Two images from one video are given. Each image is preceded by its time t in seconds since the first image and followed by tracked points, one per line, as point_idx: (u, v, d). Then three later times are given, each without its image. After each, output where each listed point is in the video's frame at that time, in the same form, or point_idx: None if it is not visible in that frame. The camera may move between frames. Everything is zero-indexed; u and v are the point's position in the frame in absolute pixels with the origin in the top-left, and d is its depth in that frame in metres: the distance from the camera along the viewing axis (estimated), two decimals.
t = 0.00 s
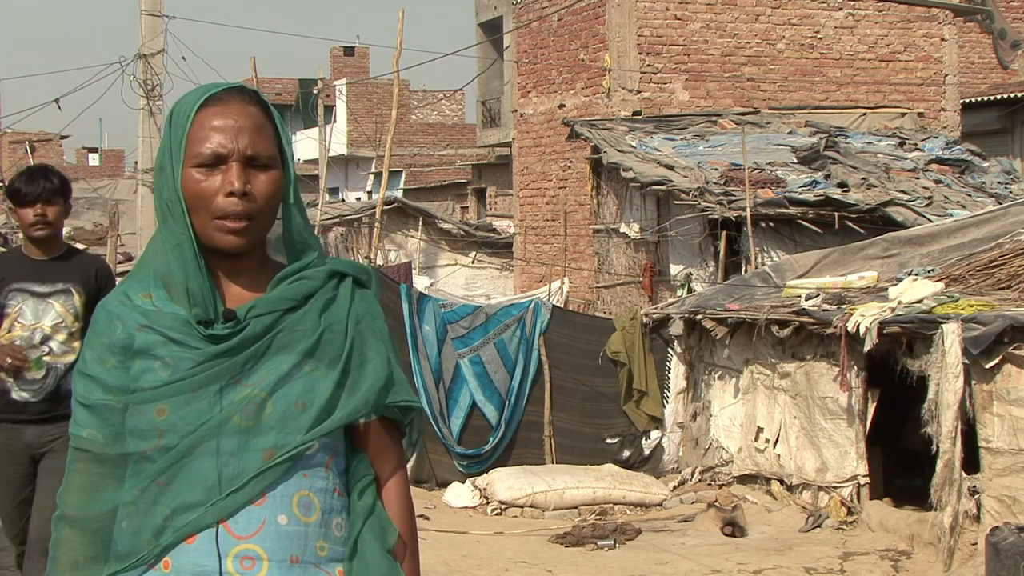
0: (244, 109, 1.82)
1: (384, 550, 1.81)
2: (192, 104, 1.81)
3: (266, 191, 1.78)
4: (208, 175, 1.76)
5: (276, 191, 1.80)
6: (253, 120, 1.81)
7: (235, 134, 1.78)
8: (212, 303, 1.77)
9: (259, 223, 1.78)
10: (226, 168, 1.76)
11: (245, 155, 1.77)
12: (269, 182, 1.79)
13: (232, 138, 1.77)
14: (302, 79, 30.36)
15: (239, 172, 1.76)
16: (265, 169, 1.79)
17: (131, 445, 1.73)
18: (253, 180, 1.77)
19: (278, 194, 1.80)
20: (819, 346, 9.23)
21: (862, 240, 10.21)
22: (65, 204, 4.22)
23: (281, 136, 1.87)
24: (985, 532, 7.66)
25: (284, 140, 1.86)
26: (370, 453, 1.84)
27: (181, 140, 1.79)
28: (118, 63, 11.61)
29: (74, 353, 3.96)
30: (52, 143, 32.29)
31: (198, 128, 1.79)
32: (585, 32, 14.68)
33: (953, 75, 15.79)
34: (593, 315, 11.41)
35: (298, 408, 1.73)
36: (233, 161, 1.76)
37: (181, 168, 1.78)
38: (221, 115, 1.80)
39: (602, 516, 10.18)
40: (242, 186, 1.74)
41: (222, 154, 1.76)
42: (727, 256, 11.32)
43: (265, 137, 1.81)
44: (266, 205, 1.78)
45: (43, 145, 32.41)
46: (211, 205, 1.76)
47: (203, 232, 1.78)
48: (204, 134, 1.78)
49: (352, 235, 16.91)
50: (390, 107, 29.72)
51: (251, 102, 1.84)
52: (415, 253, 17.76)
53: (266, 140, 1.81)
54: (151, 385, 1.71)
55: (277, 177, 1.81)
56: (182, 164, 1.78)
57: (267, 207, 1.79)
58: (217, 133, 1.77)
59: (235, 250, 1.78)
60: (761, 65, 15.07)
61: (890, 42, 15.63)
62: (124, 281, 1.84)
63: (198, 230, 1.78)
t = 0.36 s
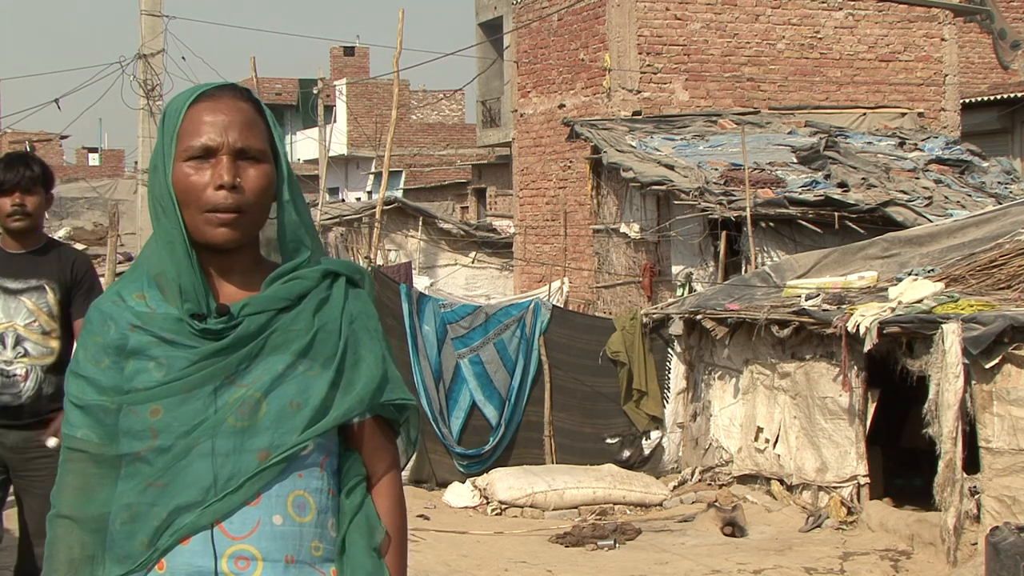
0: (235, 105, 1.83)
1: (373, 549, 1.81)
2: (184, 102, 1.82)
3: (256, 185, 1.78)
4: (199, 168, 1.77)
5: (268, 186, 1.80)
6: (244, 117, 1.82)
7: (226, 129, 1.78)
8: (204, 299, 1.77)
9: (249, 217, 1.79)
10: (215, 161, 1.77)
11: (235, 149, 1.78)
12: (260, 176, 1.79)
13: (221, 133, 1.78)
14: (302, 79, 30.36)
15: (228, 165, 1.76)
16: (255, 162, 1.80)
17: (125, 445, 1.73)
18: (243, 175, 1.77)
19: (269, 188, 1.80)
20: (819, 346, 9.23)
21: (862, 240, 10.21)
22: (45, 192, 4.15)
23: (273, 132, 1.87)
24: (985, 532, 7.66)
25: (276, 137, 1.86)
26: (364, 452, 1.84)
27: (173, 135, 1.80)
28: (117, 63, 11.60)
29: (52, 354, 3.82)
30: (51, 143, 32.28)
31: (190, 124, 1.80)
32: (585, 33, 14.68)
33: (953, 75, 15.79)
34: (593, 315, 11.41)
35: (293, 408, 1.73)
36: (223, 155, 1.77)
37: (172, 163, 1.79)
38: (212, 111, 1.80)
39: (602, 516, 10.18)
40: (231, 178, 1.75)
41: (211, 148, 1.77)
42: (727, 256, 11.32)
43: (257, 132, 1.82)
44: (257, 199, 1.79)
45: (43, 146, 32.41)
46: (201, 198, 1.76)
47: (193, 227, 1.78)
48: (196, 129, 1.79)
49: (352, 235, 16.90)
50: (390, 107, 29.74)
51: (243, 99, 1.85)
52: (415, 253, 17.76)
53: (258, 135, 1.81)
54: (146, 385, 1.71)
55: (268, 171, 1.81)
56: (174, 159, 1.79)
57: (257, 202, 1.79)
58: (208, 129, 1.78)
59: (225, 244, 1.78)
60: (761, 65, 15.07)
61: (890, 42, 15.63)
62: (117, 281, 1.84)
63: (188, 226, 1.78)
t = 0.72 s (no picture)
0: (223, 110, 1.82)
1: (367, 549, 1.81)
2: (172, 107, 1.82)
3: (244, 191, 1.78)
4: (187, 176, 1.77)
5: (256, 191, 1.80)
6: (231, 121, 1.81)
7: (213, 136, 1.78)
8: (196, 304, 1.77)
9: (240, 223, 1.79)
10: (203, 169, 1.76)
11: (222, 156, 1.77)
12: (248, 183, 1.79)
13: (209, 140, 1.78)
14: (302, 79, 30.37)
15: (216, 173, 1.76)
16: (244, 169, 1.80)
17: (119, 447, 1.73)
18: (231, 181, 1.77)
19: (259, 194, 1.80)
20: (819, 346, 9.23)
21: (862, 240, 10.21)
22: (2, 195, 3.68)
23: (261, 136, 1.86)
24: (985, 532, 7.66)
25: (265, 140, 1.86)
26: (357, 451, 1.84)
27: (161, 143, 1.80)
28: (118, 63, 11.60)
29: (9, 370, 3.53)
30: (52, 143, 32.30)
31: (178, 130, 1.80)
32: (585, 33, 14.67)
33: (953, 75, 15.80)
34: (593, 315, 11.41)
35: (285, 408, 1.73)
36: (210, 164, 1.77)
37: (161, 170, 1.79)
38: (200, 116, 1.80)
39: (602, 516, 10.18)
40: (219, 187, 1.74)
41: (199, 156, 1.77)
42: (727, 256, 11.32)
43: (245, 137, 1.82)
44: (246, 205, 1.78)
45: (43, 146, 32.45)
46: (189, 207, 1.76)
47: (183, 234, 1.78)
48: (183, 136, 1.79)
49: (352, 235, 16.91)
50: (390, 108, 29.76)
51: (231, 103, 1.84)
52: (415, 253, 17.72)
53: (246, 141, 1.81)
54: (138, 386, 1.72)
55: (257, 177, 1.81)
56: (162, 166, 1.79)
57: (247, 207, 1.79)
58: (195, 136, 1.78)
59: (214, 251, 1.78)
60: (761, 65, 15.07)
61: (890, 42, 15.63)
62: (109, 284, 1.85)
63: (178, 233, 1.79)
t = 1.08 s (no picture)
0: (219, 109, 1.82)
1: (363, 548, 1.81)
2: (167, 105, 1.81)
3: (242, 190, 1.79)
4: (183, 175, 1.77)
5: (253, 190, 1.81)
6: (227, 120, 1.82)
7: (210, 134, 1.79)
8: (190, 304, 1.77)
9: (236, 222, 1.79)
10: (200, 167, 1.77)
11: (220, 155, 1.78)
12: (245, 181, 1.80)
13: (206, 138, 1.78)
14: (302, 79, 30.39)
15: (214, 172, 1.76)
16: (241, 168, 1.80)
17: (113, 447, 1.73)
18: (229, 180, 1.78)
19: (255, 193, 1.81)
20: (819, 346, 9.23)
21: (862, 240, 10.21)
22: None
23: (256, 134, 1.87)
24: (985, 532, 7.66)
25: (260, 140, 1.87)
26: (352, 450, 1.84)
27: (156, 141, 1.80)
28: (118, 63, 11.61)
29: None
30: (52, 143, 32.33)
31: (173, 128, 1.80)
32: (585, 33, 14.68)
33: (953, 75, 15.80)
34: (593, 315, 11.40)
35: (279, 407, 1.74)
36: (208, 162, 1.77)
37: (156, 168, 1.79)
38: (196, 115, 1.80)
39: (602, 516, 10.18)
40: (217, 185, 1.75)
41: (196, 155, 1.77)
42: (727, 256, 11.32)
43: (241, 137, 1.82)
44: (243, 204, 1.79)
45: (43, 146, 32.49)
46: (186, 205, 1.76)
47: (179, 231, 1.78)
48: (179, 134, 1.79)
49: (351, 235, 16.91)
50: (390, 108, 29.77)
51: (227, 102, 1.84)
52: (415, 253, 17.64)
53: (242, 139, 1.82)
54: (132, 386, 1.72)
55: (253, 176, 1.82)
56: (158, 164, 1.79)
57: (243, 206, 1.79)
58: (191, 133, 1.78)
59: (210, 249, 1.79)
60: (761, 65, 15.07)
61: (890, 42, 15.63)
62: (101, 283, 1.85)
63: (173, 231, 1.79)
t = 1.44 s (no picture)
0: (223, 109, 1.82)
1: (361, 548, 1.81)
2: (169, 103, 1.81)
3: (245, 191, 1.79)
4: (187, 174, 1.77)
5: (254, 190, 1.81)
6: (231, 120, 1.82)
7: (214, 133, 1.79)
8: (188, 303, 1.77)
9: (237, 222, 1.80)
10: (205, 166, 1.77)
11: (224, 154, 1.78)
12: (248, 181, 1.80)
13: (210, 137, 1.78)
14: (302, 79, 30.40)
15: (219, 171, 1.77)
16: (243, 168, 1.81)
17: (109, 446, 1.73)
18: (233, 180, 1.79)
19: (256, 194, 1.82)
20: (819, 346, 9.23)
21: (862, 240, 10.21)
22: None
23: (258, 135, 1.87)
24: (985, 532, 7.66)
25: (260, 140, 1.87)
26: (347, 450, 1.85)
27: (159, 139, 1.80)
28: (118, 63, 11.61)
29: None
30: (52, 143, 32.35)
31: (175, 126, 1.79)
32: (585, 33, 14.67)
33: (953, 75, 15.80)
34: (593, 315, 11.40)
35: (275, 407, 1.74)
36: (212, 161, 1.77)
37: (158, 167, 1.79)
38: (199, 114, 1.80)
39: (602, 516, 10.18)
40: (222, 184, 1.76)
41: (201, 153, 1.77)
42: (727, 256, 11.33)
43: (243, 136, 1.82)
44: (245, 204, 1.80)
45: (43, 146, 32.54)
46: (189, 204, 1.76)
47: (181, 230, 1.78)
48: (182, 132, 1.78)
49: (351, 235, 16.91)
50: (390, 108, 29.78)
51: (230, 102, 1.84)
52: (415, 253, 17.59)
53: (245, 139, 1.82)
54: (128, 384, 1.72)
55: (255, 176, 1.82)
56: (159, 163, 1.79)
57: (245, 206, 1.80)
58: (196, 132, 1.78)
59: (212, 249, 1.79)
60: (761, 65, 15.07)
61: (890, 42, 15.63)
62: (98, 280, 1.84)
63: (174, 228, 1.79)
